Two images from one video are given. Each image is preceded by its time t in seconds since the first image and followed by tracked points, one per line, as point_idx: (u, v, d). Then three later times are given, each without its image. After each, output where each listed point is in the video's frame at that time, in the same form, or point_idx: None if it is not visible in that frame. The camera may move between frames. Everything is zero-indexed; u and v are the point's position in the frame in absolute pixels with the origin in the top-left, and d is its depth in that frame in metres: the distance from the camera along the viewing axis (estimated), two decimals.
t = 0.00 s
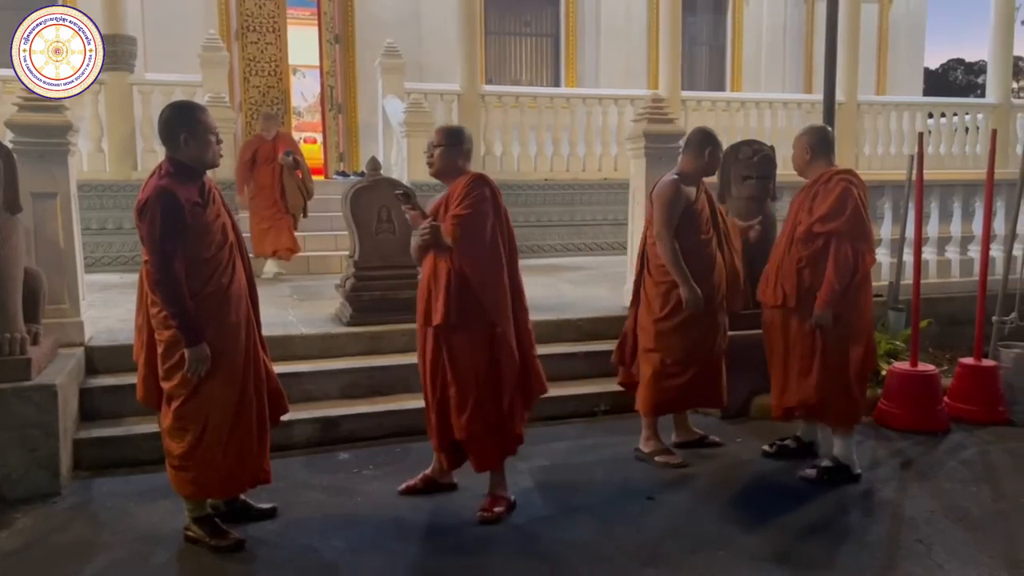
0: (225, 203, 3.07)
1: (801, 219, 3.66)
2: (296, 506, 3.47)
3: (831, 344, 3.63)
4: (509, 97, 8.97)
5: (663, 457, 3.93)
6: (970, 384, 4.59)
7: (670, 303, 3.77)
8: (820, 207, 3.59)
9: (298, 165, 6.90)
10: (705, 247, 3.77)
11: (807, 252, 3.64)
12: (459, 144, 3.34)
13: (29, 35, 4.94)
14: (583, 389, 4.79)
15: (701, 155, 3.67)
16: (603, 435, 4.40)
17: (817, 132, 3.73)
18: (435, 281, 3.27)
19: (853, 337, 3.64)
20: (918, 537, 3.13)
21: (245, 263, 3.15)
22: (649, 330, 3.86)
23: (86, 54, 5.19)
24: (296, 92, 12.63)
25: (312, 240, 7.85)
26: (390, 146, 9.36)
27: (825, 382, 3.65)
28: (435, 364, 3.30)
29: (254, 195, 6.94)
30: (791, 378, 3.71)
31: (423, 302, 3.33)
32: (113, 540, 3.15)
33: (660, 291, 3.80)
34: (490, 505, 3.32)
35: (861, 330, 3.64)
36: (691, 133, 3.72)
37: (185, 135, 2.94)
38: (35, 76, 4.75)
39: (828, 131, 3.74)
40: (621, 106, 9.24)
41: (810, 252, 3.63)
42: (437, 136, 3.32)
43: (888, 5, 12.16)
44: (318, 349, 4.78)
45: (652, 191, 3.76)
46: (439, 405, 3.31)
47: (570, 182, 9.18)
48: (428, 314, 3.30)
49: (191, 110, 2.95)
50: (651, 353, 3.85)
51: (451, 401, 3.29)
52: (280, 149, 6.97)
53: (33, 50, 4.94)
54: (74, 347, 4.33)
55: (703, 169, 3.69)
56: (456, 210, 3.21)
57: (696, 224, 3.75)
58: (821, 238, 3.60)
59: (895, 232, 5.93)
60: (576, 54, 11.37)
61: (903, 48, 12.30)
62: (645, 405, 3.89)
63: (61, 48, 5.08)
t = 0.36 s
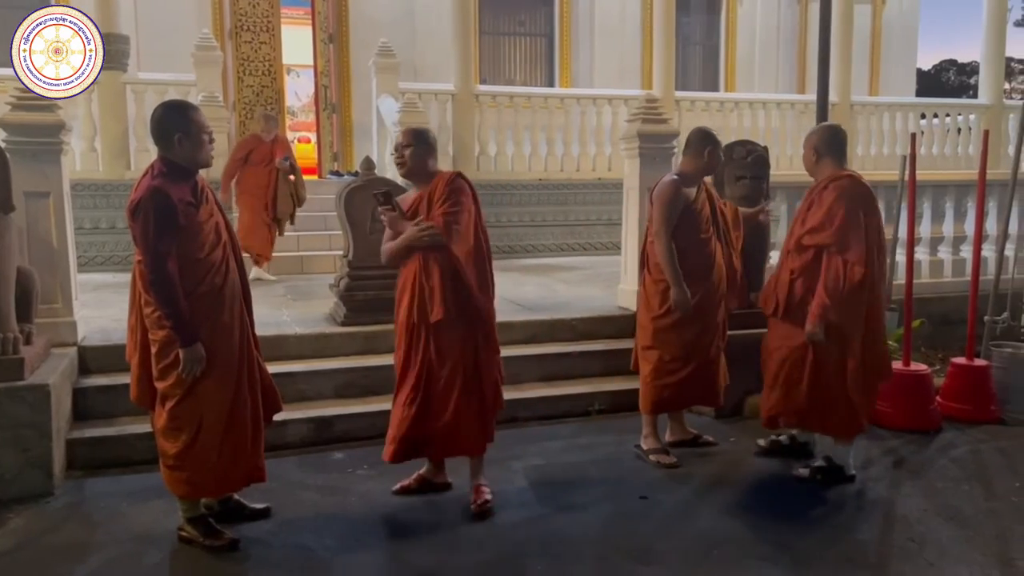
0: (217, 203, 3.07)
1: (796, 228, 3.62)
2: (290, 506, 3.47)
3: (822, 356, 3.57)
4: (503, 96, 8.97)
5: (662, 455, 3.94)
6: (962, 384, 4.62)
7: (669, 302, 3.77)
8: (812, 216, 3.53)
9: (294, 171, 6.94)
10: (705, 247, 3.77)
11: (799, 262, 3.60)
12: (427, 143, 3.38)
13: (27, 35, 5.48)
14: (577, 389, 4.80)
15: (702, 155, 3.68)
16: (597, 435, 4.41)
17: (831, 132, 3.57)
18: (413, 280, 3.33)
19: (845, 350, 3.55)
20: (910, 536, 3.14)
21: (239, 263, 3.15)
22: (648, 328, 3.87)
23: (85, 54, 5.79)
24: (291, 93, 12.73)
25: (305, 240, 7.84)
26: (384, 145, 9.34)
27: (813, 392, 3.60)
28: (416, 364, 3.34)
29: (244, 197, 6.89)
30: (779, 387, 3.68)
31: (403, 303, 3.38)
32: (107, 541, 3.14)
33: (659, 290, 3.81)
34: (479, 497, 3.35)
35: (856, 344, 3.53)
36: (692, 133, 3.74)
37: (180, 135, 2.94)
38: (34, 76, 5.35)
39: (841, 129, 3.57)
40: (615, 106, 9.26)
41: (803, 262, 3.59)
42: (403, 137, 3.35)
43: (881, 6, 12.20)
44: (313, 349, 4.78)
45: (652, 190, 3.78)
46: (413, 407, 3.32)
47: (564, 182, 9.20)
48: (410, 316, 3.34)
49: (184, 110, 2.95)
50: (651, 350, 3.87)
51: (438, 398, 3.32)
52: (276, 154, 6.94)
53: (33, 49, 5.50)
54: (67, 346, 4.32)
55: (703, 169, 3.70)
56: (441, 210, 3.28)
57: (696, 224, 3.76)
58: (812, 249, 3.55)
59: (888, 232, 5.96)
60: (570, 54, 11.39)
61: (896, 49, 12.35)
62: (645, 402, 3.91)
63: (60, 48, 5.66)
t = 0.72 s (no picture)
0: (209, 203, 3.07)
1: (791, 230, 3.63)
2: (284, 507, 3.46)
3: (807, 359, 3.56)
4: (498, 97, 8.97)
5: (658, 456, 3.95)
6: (954, 384, 4.64)
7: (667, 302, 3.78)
8: (802, 218, 3.54)
9: (290, 171, 7.06)
10: (702, 247, 3.78)
11: (787, 263, 3.62)
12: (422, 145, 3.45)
13: (26, 34, 4.69)
14: (571, 389, 4.80)
15: (698, 155, 3.68)
16: (590, 434, 4.41)
17: (843, 129, 3.55)
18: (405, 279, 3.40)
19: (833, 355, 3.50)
20: (903, 535, 3.15)
21: (231, 263, 3.14)
22: (642, 329, 3.88)
23: (86, 54, 4.92)
24: (284, 92, 12.78)
25: (299, 240, 7.83)
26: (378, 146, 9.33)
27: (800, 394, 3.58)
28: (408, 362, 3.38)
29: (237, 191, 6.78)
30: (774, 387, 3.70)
31: (398, 302, 3.44)
32: (100, 541, 3.13)
33: (654, 291, 3.82)
34: (450, 471, 3.68)
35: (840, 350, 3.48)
36: (688, 133, 3.74)
37: (173, 135, 2.93)
38: (33, 76, 4.58)
39: (852, 131, 3.54)
40: (610, 107, 9.26)
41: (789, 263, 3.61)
42: (395, 139, 3.37)
43: (874, 7, 12.24)
44: (307, 349, 4.77)
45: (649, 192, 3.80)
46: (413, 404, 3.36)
47: (558, 182, 9.20)
48: (405, 314, 3.38)
49: (178, 110, 2.95)
50: (643, 351, 3.88)
51: (437, 394, 3.41)
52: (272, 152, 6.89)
53: (32, 49, 4.72)
54: (60, 347, 4.30)
55: (701, 171, 3.71)
56: (438, 210, 3.39)
57: (694, 224, 3.76)
58: (799, 250, 3.56)
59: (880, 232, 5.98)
60: (564, 54, 11.39)
61: (889, 50, 12.40)
62: (638, 402, 3.92)
63: (60, 47, 4.83)
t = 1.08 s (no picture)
0: (202, 203, 3.06)
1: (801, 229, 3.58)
2: (277, 507, 3.46)
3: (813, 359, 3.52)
4: (491, 97, 8.98)
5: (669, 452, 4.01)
6: (945, 383, 4.65)
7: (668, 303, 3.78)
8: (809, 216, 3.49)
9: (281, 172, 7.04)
10: (701, 248, 3.78)
11: (798, 262, 3.59)
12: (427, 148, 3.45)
13: (29, 35, 4.90)
14: (565, 389, 4.80)
15: (695, 156, 3.68)
16: (584, 434, 4.42)
17: (860, 129, 3.48)
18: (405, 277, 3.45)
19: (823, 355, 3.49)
20: (894, 534, 3.17)
21: (224, 264, 3.13)
22: (645, 330, 3.88)
23: (85, 54, 5.14)
24: (276, 93, 12.82)
25: (293, 240, 7.82)
26: (372, 146, 9.32)
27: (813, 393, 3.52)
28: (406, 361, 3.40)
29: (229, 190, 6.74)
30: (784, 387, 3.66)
31: (401, 303, 3.44)
32: (92, 543, 3.12)
33: (655, 291, 3.82)
34: (444, 473, 3.64)
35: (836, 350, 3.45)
36: (684, 134, 3.74)
37: (165, 135, 2.92)
38: (34, 76, 4.85)
39: (869, 130, 3.48)
40: (603, 107, 9.28)
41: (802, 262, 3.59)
42: (401, 140, 3.39)
43: (866, 8, 12.29)
44: (301, 349, 4.77)
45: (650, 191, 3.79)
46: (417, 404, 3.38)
47: (551, 183, 9.21)
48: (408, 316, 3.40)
49: (170, 110, 2.94)
50: (651, 351, 3.86)
51: (436, 394, 3.42)
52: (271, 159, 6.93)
53: (32, 49, 4.94)
54: (52, 347, 4.29)
55: (700, 171, 3.70)
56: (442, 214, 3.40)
57: (693, 225, 3.76)
58: (806, 248, 3.52)
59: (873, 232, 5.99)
60: (558, 54, 11.39)
61: (882, 50, 12.45)
62: (643, 402, 3.94)
63: (60, 48, 5.05)
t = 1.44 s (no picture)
0: (195, 203, 3.05)
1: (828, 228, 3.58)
2: (270, 508, 3.46)
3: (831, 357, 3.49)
4: (485, 97, 8.99)
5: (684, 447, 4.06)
6: (938, 383, 4.67)
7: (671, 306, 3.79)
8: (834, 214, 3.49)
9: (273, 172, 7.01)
10: (707, 250, 3.76)
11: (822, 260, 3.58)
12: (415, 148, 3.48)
13: (29, 35, 5.03)
14: (559, 389, 4.81)
15: (699, 156, 3.68)
16: (578, 434, 4.42)
17: (883, 128, 3.47)
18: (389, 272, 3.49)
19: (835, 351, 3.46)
20: (886, 532, 3.18)
21: (218, 264, 3.13)
22: (647, 333, 3.89)
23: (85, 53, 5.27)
24: (271, 92, 12.87)
25: (286, 240, 7.81)
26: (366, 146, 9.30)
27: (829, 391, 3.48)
28: (396, 355, 3.44)
29: (222, 188, 6.70)
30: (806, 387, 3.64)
31: (388, 299, 3.47)
32: (85, 544, 3.11)
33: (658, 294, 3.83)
34: (438, 472, 3.66)
35: (849, 346, 3.40)
36: (689, 134, 3.73)
37: (158, 135, 2.92)
38: (34, 76, 5.10)
39: (891, 130, 3.45)
40: (597, 107, 9.30)
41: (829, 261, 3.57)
42: (387, 140, 3.40)
43: (860, 8, 12.32)
44: (294, 349, 4.76)
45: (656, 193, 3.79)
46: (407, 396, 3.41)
47: (545, 183, 9.21)
48: (397, 311, 3.44)
49: (164, 110, 2.94)
50: (656, 354, 3.86)
51: (427, 388, 3.45)
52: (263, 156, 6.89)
53: (33, 48, 5.10)
54: (44, 348, 4.28)
55: (704, 172, 3.69)
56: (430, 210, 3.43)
57: (699, 227, 3.75)
58: (828, 246, 3.51)
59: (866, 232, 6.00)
60: (552, 55, 11.40)
61: (875, 51, 12.49)
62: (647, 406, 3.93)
63: (60, 47, 5.19)
